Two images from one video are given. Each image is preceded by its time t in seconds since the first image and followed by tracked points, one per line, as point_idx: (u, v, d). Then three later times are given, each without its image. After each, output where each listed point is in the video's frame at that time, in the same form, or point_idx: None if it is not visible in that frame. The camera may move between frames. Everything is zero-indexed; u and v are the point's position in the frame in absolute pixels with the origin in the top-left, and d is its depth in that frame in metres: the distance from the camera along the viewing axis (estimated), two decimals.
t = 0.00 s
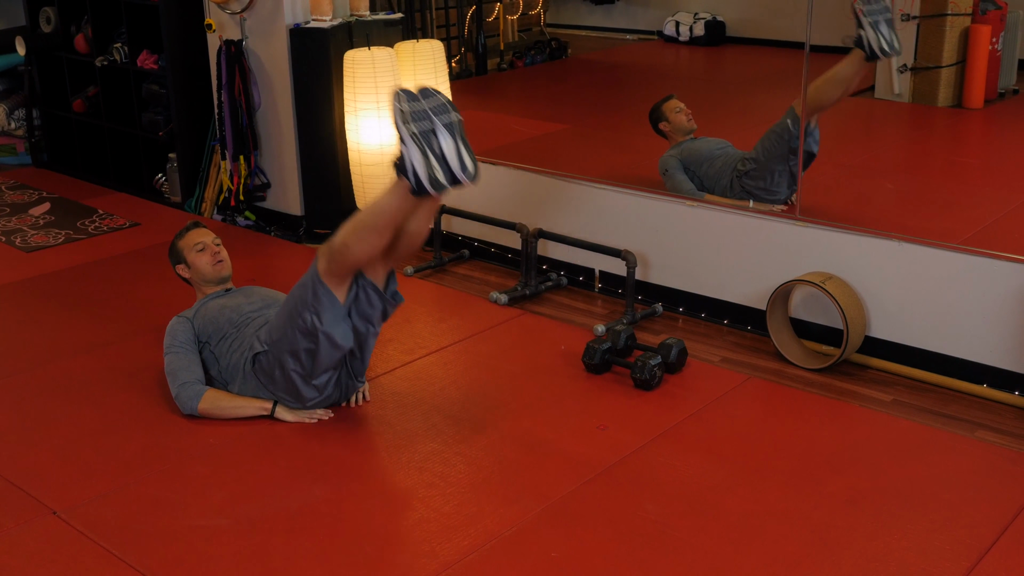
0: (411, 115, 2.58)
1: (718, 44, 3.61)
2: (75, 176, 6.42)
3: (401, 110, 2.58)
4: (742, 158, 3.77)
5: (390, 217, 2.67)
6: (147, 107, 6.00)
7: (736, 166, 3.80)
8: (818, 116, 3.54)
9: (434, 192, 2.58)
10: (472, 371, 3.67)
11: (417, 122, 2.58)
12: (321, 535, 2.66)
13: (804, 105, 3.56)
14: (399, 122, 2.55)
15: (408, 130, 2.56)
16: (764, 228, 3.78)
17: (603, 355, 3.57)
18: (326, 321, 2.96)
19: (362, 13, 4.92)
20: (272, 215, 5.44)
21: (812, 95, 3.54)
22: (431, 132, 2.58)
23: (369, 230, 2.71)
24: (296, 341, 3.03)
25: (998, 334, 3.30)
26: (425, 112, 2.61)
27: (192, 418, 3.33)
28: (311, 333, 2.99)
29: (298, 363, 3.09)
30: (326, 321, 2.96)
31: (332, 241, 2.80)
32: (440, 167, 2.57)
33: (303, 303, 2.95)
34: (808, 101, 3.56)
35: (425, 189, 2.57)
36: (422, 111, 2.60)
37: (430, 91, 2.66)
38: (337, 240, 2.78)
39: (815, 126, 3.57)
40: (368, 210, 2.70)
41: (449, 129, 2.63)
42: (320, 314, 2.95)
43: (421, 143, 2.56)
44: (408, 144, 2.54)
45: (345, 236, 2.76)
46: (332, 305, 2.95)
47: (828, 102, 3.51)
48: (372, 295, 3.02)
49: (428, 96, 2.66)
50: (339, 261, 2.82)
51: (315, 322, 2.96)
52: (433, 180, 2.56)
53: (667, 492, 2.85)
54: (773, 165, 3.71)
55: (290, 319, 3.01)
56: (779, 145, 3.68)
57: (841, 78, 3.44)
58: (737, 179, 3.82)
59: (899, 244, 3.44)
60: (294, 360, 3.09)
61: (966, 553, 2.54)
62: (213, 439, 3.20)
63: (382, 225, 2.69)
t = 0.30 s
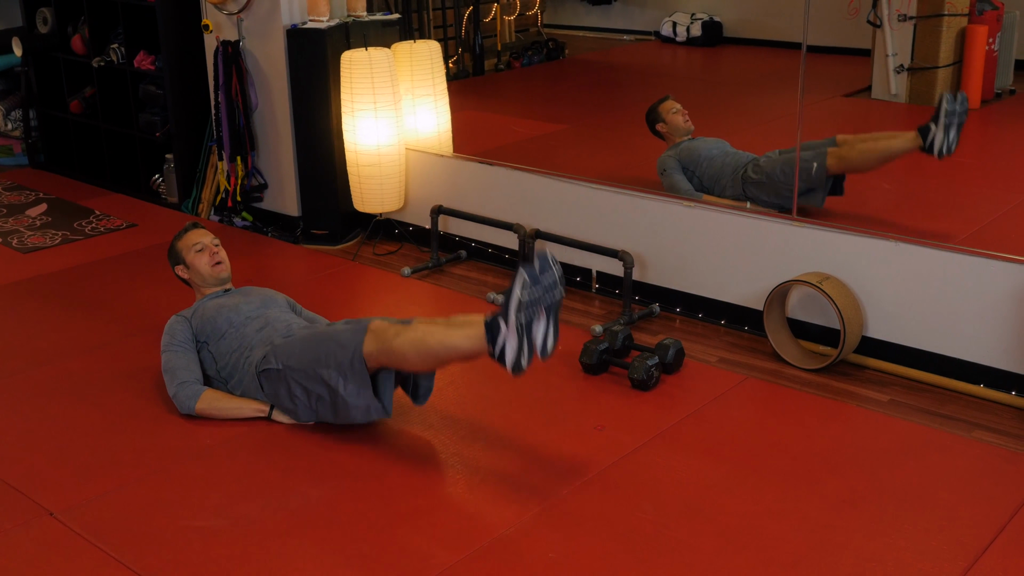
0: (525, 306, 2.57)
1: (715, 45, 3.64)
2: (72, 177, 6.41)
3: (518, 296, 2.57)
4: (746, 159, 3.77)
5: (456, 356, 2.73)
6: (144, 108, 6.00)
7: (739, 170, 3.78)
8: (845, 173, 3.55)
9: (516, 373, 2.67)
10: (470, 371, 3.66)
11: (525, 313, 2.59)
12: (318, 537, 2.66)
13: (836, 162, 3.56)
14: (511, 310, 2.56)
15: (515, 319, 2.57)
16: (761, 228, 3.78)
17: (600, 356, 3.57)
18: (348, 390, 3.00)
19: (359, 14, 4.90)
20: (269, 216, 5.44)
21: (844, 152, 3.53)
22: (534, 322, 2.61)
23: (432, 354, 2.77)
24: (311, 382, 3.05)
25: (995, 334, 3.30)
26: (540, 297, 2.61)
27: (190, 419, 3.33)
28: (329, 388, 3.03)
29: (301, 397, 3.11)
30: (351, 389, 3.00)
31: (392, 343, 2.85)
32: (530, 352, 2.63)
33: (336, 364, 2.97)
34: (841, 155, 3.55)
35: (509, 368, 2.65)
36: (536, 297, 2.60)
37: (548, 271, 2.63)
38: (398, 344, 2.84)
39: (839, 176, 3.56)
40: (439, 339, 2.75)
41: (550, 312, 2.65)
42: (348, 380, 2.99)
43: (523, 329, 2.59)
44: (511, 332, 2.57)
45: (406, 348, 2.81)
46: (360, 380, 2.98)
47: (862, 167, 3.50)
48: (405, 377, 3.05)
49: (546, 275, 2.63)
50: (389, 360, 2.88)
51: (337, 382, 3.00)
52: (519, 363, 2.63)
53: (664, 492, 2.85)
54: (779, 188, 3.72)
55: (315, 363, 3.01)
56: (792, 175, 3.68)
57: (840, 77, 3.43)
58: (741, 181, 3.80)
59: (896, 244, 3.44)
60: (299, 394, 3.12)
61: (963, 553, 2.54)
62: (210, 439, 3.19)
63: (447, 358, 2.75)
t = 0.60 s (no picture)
0: (542, 422, 2.65)
1: (710, 47, 3.64)
2: (66, 180, 6.40)
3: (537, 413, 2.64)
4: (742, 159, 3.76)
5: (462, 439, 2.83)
6: (138, 111, 5.99)
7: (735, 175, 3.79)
8: (847, 211, 3.54)
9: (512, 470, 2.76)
10: (464, 373, 3.66)
11: (540, 427, 2.66)
12: (312, 539, 2.65)
13: (838, 198, 3.55)
14: (528, 425, 2.63)
15: (530, 431, 2.65)
16: (757, 229, 3.78)
17: (595, 357, 3.57)
18: (337, 432, 3.01)
19: (354, 15, 4.90)
20: (264, 218, 5.43)
21: (848, 190, 3.52)
22: (544, 433, 2.69)
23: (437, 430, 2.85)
24: (304, 407, 3.06)
25: (990, 335, 3.30)
26: (554, 411, 2.68)
27: (185, 421, 3.32)
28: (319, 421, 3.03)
29: (289, 415, 3.12)
30: (341, 428, 3.01)
31: (398, 409, 2.89)
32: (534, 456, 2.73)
33: (334, 402, 2.98)
34: (844, 193, 3.54)
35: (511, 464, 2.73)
36: (554, 411, 2.68)
37: (570, 387, 2.72)
38: (405, 412, 2.87)
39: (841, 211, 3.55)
40: (448, 419, 2.82)
41: (559, 422, 2.74)
42: (342, 419, 2.99)
43: (533, 438, 2.67)
44: (523, 440, 2.65)
45: (413, 419, 2.86)
46: (351, 425, 2.99)
47: (863, 208, 3.49)
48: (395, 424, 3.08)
49: (563, 389, 2.72)
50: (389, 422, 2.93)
51: (328, 419, 3.01)
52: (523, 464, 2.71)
53: (659, 494, 2.84)
54: (772, 208, 3.73)
55: (316, 391, 3.01)
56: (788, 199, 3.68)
57: (834, 78, 3.43)
58: (734, 181, 3.80)
59: (891, 245, 3.44)
60: (289, 412, 3.12)
61: (959, 554, 2.54)
62: (205, 442, 3.18)
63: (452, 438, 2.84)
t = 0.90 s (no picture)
0: (545, 441, 2.65)
1: (708, 48, 3.62)
2: (65, 181, 6.39)
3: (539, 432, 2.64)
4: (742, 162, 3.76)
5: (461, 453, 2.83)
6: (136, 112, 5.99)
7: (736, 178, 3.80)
8: (846, 216, 3.54)
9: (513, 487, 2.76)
10: (462, 374, 3.66)
11: (542, 447, 2.66)
12: (311, 541, 2.65)
13: (836, 202, 3.55)
14: (530, 445, 2.63)
15: (531, 450, 2.65)
16: (756, 231, 3.78)
17: (594, 359, 3.57)
18: (337, 438, 3.02)
19: (352, 17, 4.91)
20: (262, 219, 5.43)
21: (847, 198, 3.53)
22: (546, 451, 2.69)
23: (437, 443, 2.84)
24: (303, 413, 3.06)
25: (989, 336, 3.30)
26: (557, 432, 2.67)
27: (184, 423, 3.32)
28: (318, 426, 3.04)
29: (287, 418, 3.12)
30: (339, 434, 3.01)
31: (398, 420, 2.88)
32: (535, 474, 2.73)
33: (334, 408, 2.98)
34: (842, 200, 3.54)
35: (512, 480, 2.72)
36: (557, 431, 2.67)
37: (571, 409, 2.71)
38: (405, 423, 2.87)
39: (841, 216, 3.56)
40: (448, 433, 2.82)
41: (561, 445, 2.73)
42: (340, 426, 3.00)
43: (535, 457, 2.68)
44: (525, 460, 2.65)
45: (414, 431, 2.86)
46: (350, 432, 3.00)
47: (862, 213, 3.50)
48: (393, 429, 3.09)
49: (568, 410, 2.71)
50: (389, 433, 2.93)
51: (327, 425, 3.01)
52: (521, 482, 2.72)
53: (658, 495, 2.84)
54: (772, 212, 3.73)
55: (315, 397, 3.02)
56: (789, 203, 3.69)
57: (831, 79, 3.43)
58: (734, 184, 3.81)
59: (890, 246, 3.44)
60: (288, 416, 3.12)
61: (957, 555, 2.55)
62: (203, 443, 3.18)
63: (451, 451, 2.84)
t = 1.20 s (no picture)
0: (523, 333, 2.61)
1: (708, 49, 3.62)
2: (65, 183, 6.40)
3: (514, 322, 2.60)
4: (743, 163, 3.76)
5: (452, 376, 2.74)
6: (137, 113, 5.99)
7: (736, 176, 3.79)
8: (846, 185, 3.55)
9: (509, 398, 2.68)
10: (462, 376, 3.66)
11: (523, 341, 2.61)
12: (311, 542, 2.65)
13: (833, 173, 3.57)
14: (507, 337, 2.59)
15: (511, 346, 2.60)
16: (756, 232, 3.78)
17: (594, 360, 3.58)
18: (344, 399, 3.00)
19: (352, 18, 4.91)
20: (262, 220, 5.44)
21: (843, 167, 3.55)
22: (530, 349, 2.63)
23: (428, 372, 2.76)
24: (307, 390, 3.05)
25: (989, 338, 3.30)
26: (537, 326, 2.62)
27: (184, 423, 3.32)
28: (324, 395, 3.02)
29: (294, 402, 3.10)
30: (345, 395, 2.99)
31: (388, 358, 2.84)
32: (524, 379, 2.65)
33: (333, 372, 2.97)
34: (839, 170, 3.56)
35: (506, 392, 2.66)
36: (534, 325, 2.63)
37: (551, 308, 2.66)
38: (394, 358, 2.82)
39: (840, 188, 3.56)
40: (435, 359, 2.74)
41: (547, 347, 2.66)
42: (343, 387, 2.98)
43: (518, 354, 2.62)
44: (506, 355, 2.60)
45: (402, 364, 2.80)
46: (357, 391, 2.98)
47: (857, 180, 3.52)
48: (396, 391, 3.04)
49: (547, 306, 2.66)
50: (383, 375, 2.88)
51: (332, 390, 3.00)
52: (512, 387, 2.65)
53: (658, 497, 2.84)
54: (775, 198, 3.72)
55: (313, 369, 3.02)
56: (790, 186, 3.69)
57: (830, 81, 3.43)
58: (734, 184, 3.80)
59: (890, 248, 3.44)
60: (294, 403, 3.11)
61: (957, 556, 2.55)
62: (203, 445, 3.18)
63: (442, 376, 2.75)
